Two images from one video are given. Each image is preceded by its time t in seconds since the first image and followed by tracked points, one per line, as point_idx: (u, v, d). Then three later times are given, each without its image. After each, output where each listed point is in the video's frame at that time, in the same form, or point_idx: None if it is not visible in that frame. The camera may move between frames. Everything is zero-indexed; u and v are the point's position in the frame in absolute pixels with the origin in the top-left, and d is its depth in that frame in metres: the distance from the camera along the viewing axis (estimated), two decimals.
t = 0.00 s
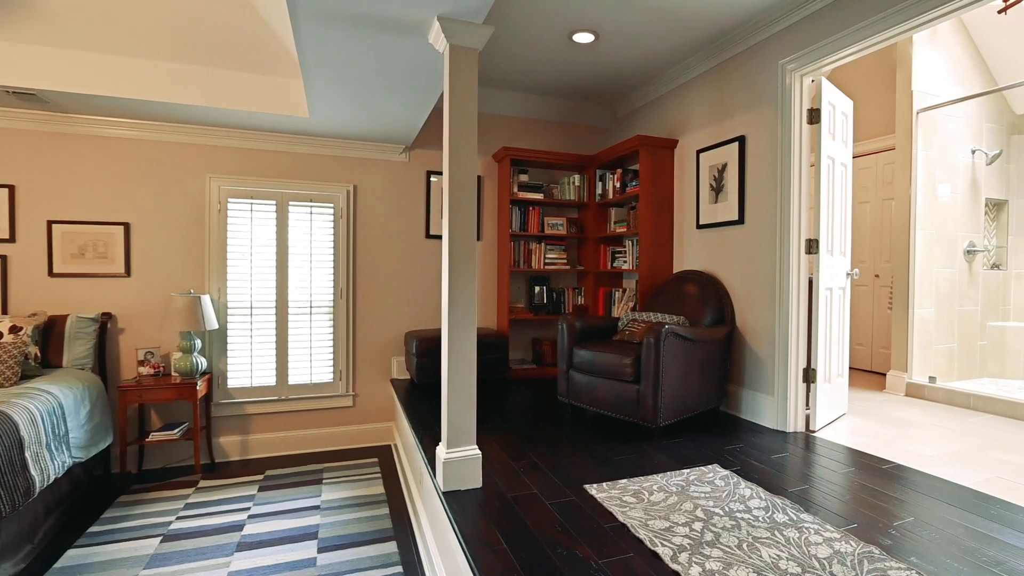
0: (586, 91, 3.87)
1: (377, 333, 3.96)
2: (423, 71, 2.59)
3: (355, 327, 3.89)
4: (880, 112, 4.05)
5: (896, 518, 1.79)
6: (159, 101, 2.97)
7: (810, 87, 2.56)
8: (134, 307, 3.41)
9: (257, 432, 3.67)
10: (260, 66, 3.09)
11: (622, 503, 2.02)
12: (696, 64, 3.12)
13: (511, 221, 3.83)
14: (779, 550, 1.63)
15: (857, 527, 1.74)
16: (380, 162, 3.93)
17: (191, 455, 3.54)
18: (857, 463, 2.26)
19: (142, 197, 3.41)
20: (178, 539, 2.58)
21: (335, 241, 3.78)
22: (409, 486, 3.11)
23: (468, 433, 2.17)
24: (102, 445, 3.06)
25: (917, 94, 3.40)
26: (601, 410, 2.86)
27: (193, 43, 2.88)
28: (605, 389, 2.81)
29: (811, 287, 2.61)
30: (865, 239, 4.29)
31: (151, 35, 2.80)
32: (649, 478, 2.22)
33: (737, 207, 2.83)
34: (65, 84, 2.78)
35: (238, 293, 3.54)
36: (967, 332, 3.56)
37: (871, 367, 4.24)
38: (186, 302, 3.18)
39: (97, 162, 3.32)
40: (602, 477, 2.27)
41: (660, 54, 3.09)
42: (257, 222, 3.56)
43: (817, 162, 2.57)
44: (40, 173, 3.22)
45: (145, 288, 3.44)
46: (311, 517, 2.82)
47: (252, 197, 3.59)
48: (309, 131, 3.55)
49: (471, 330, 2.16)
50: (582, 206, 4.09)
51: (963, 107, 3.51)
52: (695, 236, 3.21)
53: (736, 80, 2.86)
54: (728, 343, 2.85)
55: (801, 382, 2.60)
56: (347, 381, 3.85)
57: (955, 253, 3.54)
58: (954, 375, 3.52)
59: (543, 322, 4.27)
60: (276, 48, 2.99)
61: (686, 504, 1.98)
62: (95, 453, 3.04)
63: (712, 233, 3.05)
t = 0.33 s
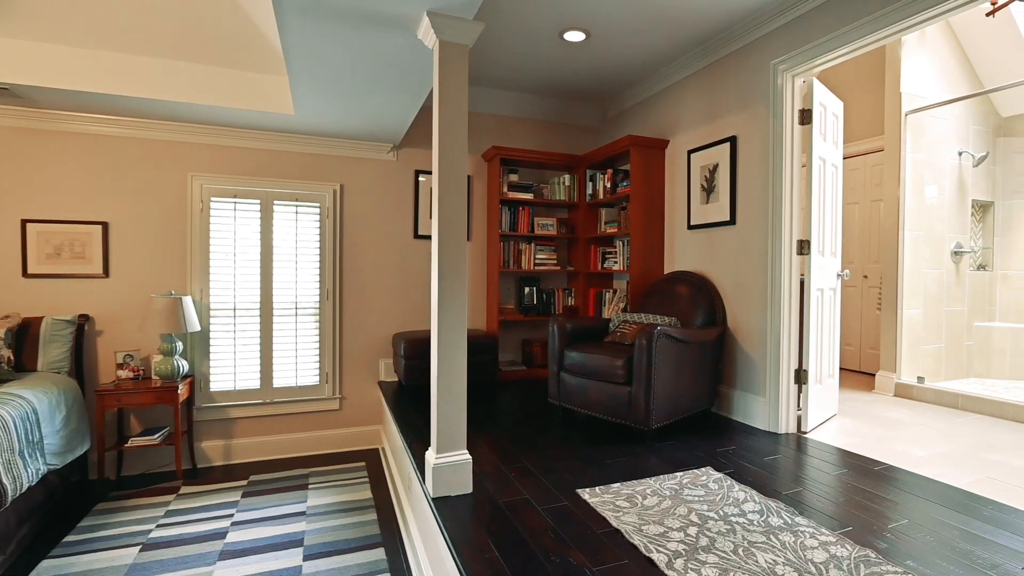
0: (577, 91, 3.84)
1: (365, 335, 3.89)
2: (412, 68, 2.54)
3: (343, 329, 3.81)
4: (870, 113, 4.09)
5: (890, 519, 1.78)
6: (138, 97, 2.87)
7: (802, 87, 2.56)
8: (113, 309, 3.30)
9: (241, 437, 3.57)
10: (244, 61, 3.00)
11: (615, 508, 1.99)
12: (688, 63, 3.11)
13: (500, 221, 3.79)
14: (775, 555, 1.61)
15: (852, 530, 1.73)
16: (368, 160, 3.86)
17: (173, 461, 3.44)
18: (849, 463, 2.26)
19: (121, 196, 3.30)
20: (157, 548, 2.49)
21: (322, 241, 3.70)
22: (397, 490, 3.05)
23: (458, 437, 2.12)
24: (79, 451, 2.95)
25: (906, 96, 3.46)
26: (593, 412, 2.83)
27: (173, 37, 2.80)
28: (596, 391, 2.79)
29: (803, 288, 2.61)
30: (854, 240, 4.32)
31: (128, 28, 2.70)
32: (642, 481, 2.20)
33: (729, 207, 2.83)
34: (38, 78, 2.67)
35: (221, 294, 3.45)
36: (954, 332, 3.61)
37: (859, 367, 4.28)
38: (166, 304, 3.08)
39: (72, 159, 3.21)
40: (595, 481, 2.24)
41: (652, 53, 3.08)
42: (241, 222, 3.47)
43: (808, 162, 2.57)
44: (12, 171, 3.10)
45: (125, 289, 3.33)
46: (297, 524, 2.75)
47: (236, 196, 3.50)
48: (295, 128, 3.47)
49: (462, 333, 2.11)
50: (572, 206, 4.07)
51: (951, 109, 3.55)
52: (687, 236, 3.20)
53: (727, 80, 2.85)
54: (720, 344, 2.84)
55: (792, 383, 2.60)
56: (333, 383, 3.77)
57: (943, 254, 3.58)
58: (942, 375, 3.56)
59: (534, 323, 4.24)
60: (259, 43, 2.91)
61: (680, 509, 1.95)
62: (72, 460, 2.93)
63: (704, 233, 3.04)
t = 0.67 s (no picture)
0: (566, 90, 3.82)
1: (352, 336, 3.81)
2: (400, 64, 2.48)
3: (329, 331, 3.74)
4: (858, 115, 4.13)
5: (883, 521, 1.77)
6: (114, 91, 2.76)
7: (793, 87, 2.56)
8: (89, 311, 3.19)
9: (223, 441, 3.48)
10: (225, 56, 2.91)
11: (608, 512, 1.96)
12: (679, 63, 3.10)
13: (489, 220, 3.75)
14: (771, 559, 1.59)
15: (846, 532, 1.72)
16: (354, 159, 3.78)
17: (152, 467, 3.33)
18: (840, 464, 2.26)
19: (96, 194, 3.19)
20: (135, 558, 2.40)
21: (307, 241, 3.62)
22: (384, 495, 2.99)
23: (449, 442, 2.07)
24: (54, 457, 2.83)
25: (893, 97, 3.50)
26: (583, 414, 2.80)
27: (152, 30, 2.70)
28: (587, 393, 2.76)
29: (794, 288, 2.61)
30: (842, 240, 4.36)
31: (103, 19, 2.60)
32: (635, 485, 2.17)
33: (720, 207, 2.82)
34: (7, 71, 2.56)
35: (203, 295, 3.35)
36: (940, 331, 3.65)
37: (847, 367, 4.32)
38: (145, 305, 2.98)
39: (45, 155, 3.08)
40: (587, 484, 2.21)
41: (642, 52, 3.06)
42: (223, 221, 3.38)
43: (799, 162, 2.57)
44: None
45: (101, 291, 3.21)
46: (281, 531, 2.67)
47: (218, 194, 3.40)
48: (279, 126, 3.39)
49: (452, 335, 2.07)
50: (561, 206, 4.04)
51: (937, 111, 3.60)
52: (677, 236, 3.19)
53: (718, 80, 2.84)
54: (711, 344, 2.83)
55: (784, 384, 2.60)
56: (319, 386, 3.69)
57: (930, 254, 3.63)
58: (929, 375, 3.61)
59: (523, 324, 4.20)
60: (242, 38, 2.82)
61: (674, 512, 1.93)
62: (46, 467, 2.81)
63: (694, 233, 3.03)
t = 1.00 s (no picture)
0: (555, 89, 3.79)
1: (337, 339, 3.73)
2: (388, 60, 2.43)
3: (312, 333, 3.65)
4: (844, 117, 4.17)
5: (875, 522, 1.77)
6: (87, 85, 2.66)
7: (782, 88, 2.56)
8: (62, 313, 3.06)
9: (203, 447, 3.38)
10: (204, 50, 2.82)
11: (600, 517, 1.92)
12: (668, 63, 3.09)
13: (476, 221, 3.71)
14: (765, 563, 1.58)
15: (839, 534, 1.71)
16: (339, 158, 3.70)
17: (129, 474, 3.21)
18: (830, 465, 2.26)
19: (70, 192, 3.07)
20: (109, 569, 2.30)
21: (290, 241, 3.53)
22: (370, 500, 2.92)
23: (436, 447, 2.02)
24: (26, 464, 2.71)
25: (878, 100, 3.57)
26: (573, 417, 2.77)
27: (127, 22, 2.61)
28: (577, 395, 2.73)
29: (783, 290, 2.62)
30: (829, 242, 4.41)
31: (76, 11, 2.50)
32: (626, 489, 2.14)
33: (709, 208, 2.82)
34: None
35: (181, 296, 3.25)
36: (924, 331, 3.71)
37: (833, 367, 4.37)
38: (121, 308, 2.87)
39: (15, 152, 2.96)
40: (577, 489, 2.17)
41: (632, 52, 3.05)
42: (202, 221, 3.28)
43: (789, 163, 2.58)
44: None
45: (75, 292, 3.09)
46: (263, 539, 2.59)
47: (197, 193, 3.30)
48: (261, 123, 3.30)
49: (440, 338, 2.02)
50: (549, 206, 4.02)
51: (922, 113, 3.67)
52: (667, 237, 3.19)
53: (707, 81, 2.84)
54: (700, 345, 2.82)
55: (773, 385, 2.60)
56: (302, 390, 3.60)
57: (914, 255, 3.70)
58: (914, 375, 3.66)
59: (511, 325, 4.16)
60: (222, 32, 2.74)
61: (666, 517, 1.91)
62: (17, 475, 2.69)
63: (684, 234, 3.03)
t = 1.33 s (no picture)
0: (542, 88, 3.76)
1: (318, 341, 3.64)
2: (372, 55, 2.37)
3: (292, 336, 3.55)
4: (828, 119, 4.22)
5: (864, 523, 1.77)
6: (55, 78, 2.54)
7: (769, 89, 2.57)
8: (28, 316, 2.92)
9: (179, 453, 3.26)
10: (179, 45, 2.72)
11: (589, 522, 1.89)
12: (656, 63, 3.08)
13: (461, 221, 3.66)
14: (757, 567, 1.56)
15: (828, 536, 1.70)
16: (321, 156, 3.62)
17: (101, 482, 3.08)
18: (816, 465, 2.27)
19: (37, 189, 2.93)
20: None
21: (269, 242, 3.43)
22: (353, 506, 2.85)
23: (422, 452, 1.97)
24: None
25: (862, 102, 3.62)
26: (560, 419, 2.75)
27: (98, 13, 2.50)
28: (564, 397, 2.70)
29: (769, 291, 2.62)
30: (813, 242, 4.46)
31: None
32: (615, 492, 2.12)
33: (696, 209, 2.83)
34: None
35: (156, 298, 3.13)
36: (906, 331, 3.78)
37: (817, 366, 4.43)
38: (92, 310, 2.75)
39: None
40: (566, 493, 2.14)
41: (619, 51, 3.04)
42: (178, 220, 3.17)
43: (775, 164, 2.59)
44: None
45: (42, 293, 2.96)
46: (242, 548, 2.51)
47: (172, 191, 3.18)
48: (240, 120, 3.20)
49: (426, 341, 1.96)
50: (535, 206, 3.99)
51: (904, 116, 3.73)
52: (654, 238, 3.18)
53: (695, 82, 2.84)
54: (687, 346, 2.82)
55: (759, 386, 2.61)
56: (282, 393, 3.51)
57: (896, 256, 3.76)
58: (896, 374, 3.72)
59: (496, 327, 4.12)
60: (199, 25, 2.65)
61: (656, 520, 1.88)
62: None
63: (671, 235, 3.03)
